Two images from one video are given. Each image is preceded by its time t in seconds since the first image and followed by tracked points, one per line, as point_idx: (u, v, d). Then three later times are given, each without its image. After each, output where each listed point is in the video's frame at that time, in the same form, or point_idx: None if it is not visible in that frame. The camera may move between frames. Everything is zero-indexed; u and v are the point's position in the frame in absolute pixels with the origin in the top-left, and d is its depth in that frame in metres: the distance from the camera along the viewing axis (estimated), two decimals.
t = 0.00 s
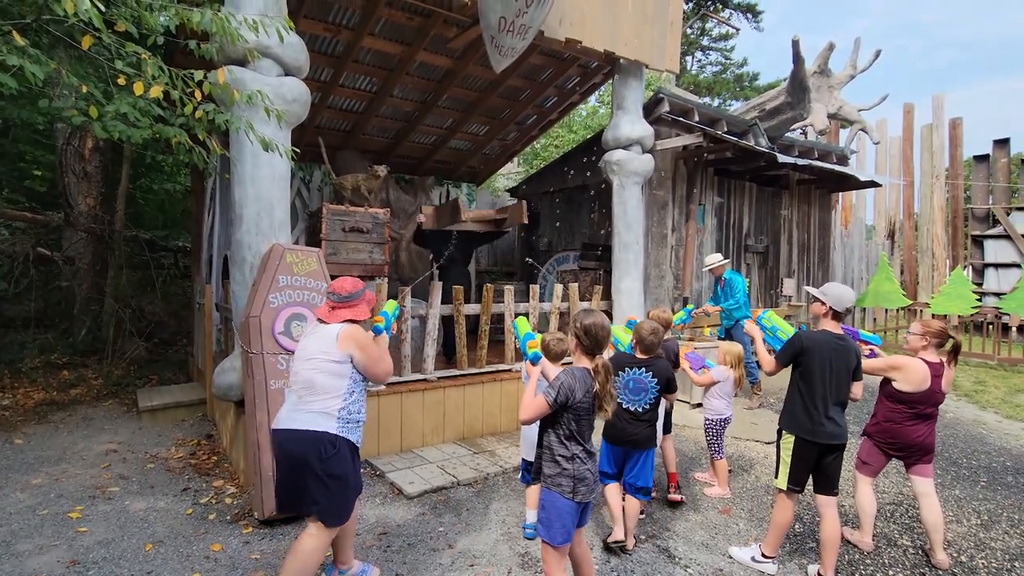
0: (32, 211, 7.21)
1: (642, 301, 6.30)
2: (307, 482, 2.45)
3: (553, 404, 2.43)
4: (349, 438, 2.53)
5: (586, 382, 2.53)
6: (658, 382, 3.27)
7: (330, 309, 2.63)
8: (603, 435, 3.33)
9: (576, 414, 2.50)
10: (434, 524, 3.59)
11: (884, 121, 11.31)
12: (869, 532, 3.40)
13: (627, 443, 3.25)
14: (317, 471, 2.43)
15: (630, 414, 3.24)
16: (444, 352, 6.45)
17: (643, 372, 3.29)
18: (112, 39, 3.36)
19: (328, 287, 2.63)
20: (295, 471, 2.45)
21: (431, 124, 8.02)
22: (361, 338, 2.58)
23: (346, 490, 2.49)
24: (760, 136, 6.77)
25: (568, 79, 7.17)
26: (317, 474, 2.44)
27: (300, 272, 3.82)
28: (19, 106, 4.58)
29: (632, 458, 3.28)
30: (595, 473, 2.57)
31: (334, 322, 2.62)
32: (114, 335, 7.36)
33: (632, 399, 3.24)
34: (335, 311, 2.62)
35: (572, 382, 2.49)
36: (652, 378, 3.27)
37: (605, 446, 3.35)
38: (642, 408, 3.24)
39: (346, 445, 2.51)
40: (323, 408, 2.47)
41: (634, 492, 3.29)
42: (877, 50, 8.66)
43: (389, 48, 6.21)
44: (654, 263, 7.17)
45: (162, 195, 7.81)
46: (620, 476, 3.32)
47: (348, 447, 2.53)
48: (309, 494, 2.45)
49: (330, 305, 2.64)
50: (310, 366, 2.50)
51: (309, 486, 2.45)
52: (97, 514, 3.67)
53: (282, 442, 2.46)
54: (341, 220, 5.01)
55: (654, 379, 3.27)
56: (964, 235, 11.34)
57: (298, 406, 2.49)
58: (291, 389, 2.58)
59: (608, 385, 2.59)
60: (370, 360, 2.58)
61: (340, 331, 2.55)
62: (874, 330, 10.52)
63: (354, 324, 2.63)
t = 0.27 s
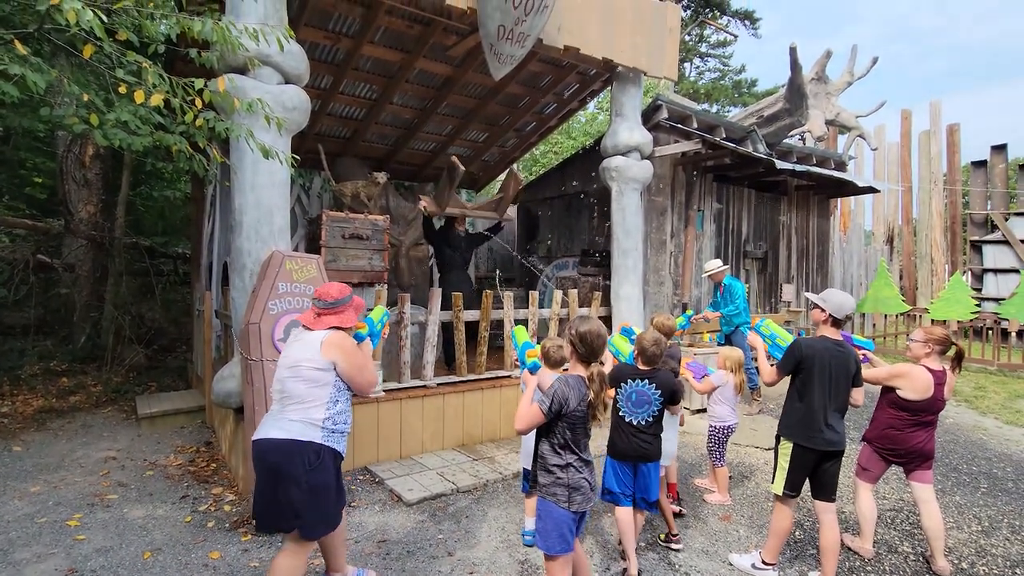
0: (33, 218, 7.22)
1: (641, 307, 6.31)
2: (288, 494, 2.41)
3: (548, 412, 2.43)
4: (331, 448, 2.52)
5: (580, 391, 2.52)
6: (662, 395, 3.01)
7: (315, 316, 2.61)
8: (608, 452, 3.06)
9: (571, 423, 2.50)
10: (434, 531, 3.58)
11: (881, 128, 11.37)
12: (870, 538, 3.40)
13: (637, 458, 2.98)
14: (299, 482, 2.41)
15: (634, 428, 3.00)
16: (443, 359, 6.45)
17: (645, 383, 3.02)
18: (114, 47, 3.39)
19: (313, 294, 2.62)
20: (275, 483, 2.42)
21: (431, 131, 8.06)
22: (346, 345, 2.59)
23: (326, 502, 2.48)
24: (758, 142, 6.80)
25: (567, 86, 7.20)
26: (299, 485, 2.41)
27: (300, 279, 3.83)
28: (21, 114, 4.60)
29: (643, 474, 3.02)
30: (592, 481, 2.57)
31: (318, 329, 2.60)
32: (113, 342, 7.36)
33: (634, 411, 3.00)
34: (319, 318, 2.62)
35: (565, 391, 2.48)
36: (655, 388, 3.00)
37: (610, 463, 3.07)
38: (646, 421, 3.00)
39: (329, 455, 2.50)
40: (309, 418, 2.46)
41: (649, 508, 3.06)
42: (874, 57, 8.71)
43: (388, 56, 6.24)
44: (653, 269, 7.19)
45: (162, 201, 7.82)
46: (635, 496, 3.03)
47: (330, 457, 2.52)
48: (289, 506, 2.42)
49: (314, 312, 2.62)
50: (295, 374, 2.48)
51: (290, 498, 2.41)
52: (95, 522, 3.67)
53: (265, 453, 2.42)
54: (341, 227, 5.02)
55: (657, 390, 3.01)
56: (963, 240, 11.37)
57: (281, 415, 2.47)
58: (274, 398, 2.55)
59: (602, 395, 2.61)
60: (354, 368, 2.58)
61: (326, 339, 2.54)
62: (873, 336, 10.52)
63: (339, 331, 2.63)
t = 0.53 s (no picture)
0: (36, 227, 7.26)
1: (642, 315, 6.31)
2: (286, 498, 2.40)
3: (544, 424, 2.44)
4: (336, 454, 2.49)
5: (577, 403, 2.51)
6: (670, 412, 2.91)
7: (322, 323, 2.60)
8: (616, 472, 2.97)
9: (568, 436, 2.49)
10: (435, 542, 3.57)
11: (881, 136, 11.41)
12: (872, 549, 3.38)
13: (646, 479, 2.88)
14: (298, 487, 2.40)
15: (643, 448, 2.91)
16: (444, 368, 6.44)
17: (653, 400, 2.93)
18: (118, 59, 3.41)
19: (320, 300, 2.61)
20: (276, 488, 2.39)
21: (432, 140, 8.09)
22: (355, 351, 2.57)
23: (323, 507, 2.47)
24: (758, 151, 6.83)
25: (567, 95, 7.24)
26: (299, 491, 2.40)
27: (301, 288, 3.83)
28: (25, 124, 4.63)
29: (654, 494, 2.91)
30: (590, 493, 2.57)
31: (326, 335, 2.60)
32: (114, 351, 7.37)
33: (642, 430, 2.92)
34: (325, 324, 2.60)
35: (563, 403, 2.47)
36: (663, 406, 2.91)
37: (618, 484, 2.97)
38: (654, 439, 2.91)
39: (331, 460, 2.48)
40: (315, 424, 2.45)
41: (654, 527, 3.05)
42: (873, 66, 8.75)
43: (390, 66, 6.28)
44: (654, 277, 7.19)
45: (164, 210, 7.84)
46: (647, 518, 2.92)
47: (335, 463, 2.50)
48: (285, 511, 2.40)
49: (321, 319, 2.62)
50: (302, 379, 2.47)
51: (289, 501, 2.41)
52: (95, 532, 3.66)
53: (269, 456, 2.42)
54: (342, 236, 5.03)
55: (665, 407, 2.91)
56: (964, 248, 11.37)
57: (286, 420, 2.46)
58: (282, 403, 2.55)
59: (600, 408, 2.54)
60: (363, 373, 2.56)
61: (334, 344, 2.53)
62: (874, 344, 10.51)
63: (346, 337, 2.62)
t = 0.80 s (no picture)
0: (37, 233, 7.26)
1: (643, 321, 6.29)
2: (292, 495, 2.44)
3: (542, 434, 2.42)
4: (341, 453, 2.52)
5: (576, 412, 2.49)
6: (689, 426, 2.87)
7: (330, 325, 2.65)
8: (633, 487, 2.95)
9: (566, 445, 2.47)
10: (435, 550, 3.54)
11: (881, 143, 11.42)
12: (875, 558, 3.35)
13: (664, 495, 2.86)
14: (304, 485, 2.43)
15: (660, 463, 2.88)
16: (445, 374, 6.43)
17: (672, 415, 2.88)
18: (120, 66, 3.42)
19: (328, 304, 2.67)
20: (282, 484, 2.45)
21: (433, 146, 8.10)
22: (363, 353, 2.61)
23: (328, 507, 2.49)
24: (759, 158, 6.84)
25: (568, 102, 7.25)
26: (304, 488, 2.44)
27: (302, 294, 3.83)
28: (27, 131, 4.64)
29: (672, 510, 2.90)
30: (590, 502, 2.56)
31: (333, 338, 2.64)
32: (114, 357, 7.36)
33: (662, 446, 2.88)
34: (334, 327, 2.66)
35: (561, 413, 2.45)
36: (682, 421, 2.86)
37: (633, 497, 2.97)
38: (674, 455, 2.87)
39: (336, 460, 2.50)
40: (321, 423, 2.48)
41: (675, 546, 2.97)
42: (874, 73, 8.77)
43: (391, 73, 6.30)
44: (654, 284, 7.18)
45: (164, 217, 7.85)
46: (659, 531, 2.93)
47: (340, 463, 2.53)
48: (292, 508, 2.45)
49: (329, 322, 2.67)
50: (309, 379, 2.52)
51: (295, 499, 2.45)
52: (93, 541, 3.63)
53: (276, 453, 2.46)
54: (343, 243, 5.03)
55: (684, 422, 2.86)
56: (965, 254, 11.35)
57: (293, 419, 2.50)
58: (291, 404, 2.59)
59: (599, 416, 2.52)
60: (369, 373, 2.60)
61: (341, 346, 2.58)
62: (876, 350, 10.48)
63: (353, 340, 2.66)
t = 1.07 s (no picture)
0: (38, 237, 7.27)
1: (644, 325, 6.28)
2: (302, 495, 2.45)
3: (539, 440, 2.41)
4: (348, 453, 2.53)
5: (574, 419, 2.48)
6: (716, 435, 2.85)
7: (328, 326, 2.64)
8: (658, 500, 2.92)
9: (564, 452, 2.46)
10: (435, 556, 3.53)
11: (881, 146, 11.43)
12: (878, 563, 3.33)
13: (691, 509, 2.81)
14: (312, 485, 2.44)
15: (687, 475, 2.84)
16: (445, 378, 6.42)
17: (698, 425, 2.87)
18: (121, 71, 3.43)
19: (325, 305, 2.66)
20: (292, 486, 2.46)
21: (433, 150, 8.11)
22: (363, 353, 2.61)
23: (339, 506, 2.50)
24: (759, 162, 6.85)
25: (568, 106, 7.26)
26: (313, 489, 2.45)
27: (302, 298, 3.82)
28: (28, 135, 4.65)
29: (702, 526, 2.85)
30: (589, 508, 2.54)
31: (332, 339, 2.64)
32: (114, 361, 7.36)
33: (688, 456, 2.85)
34: (332, 328, 2.65)
35: (558, 420, 2.45)
36: (709, 431, 2.85)
37: (658, 511, 2.93)
38: (700, 466, 2.84)
39: (344, 461, 2.51)
40: (324, 425, 2.48)
41: (700, 569, 2.86)
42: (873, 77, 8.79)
43: (392, 77, 6.31)
44: (655, 288, 7.17)
45: (165, 221, 7.86)
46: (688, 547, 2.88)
47: (347, 463, 2.53)
48: (302, 508, 2.45)
49: (327, 323, 2.66)
50: (310, 382, 2.51)
51: (305, 499, 2.46)
52: (92, 546, 3.62)
53: (282, 455, 2.46)
54: (343, 247, 5.03)
55: (711, 431, 2.85)
56: (966, 258, 11.34)
57: (296, 422, 2.50)
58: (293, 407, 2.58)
59: (597, 421, 2.50)
60: (369, 373, 2.60)
61: (341, 347, 2.57)
62: (877, 355, 10.47)
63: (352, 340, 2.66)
